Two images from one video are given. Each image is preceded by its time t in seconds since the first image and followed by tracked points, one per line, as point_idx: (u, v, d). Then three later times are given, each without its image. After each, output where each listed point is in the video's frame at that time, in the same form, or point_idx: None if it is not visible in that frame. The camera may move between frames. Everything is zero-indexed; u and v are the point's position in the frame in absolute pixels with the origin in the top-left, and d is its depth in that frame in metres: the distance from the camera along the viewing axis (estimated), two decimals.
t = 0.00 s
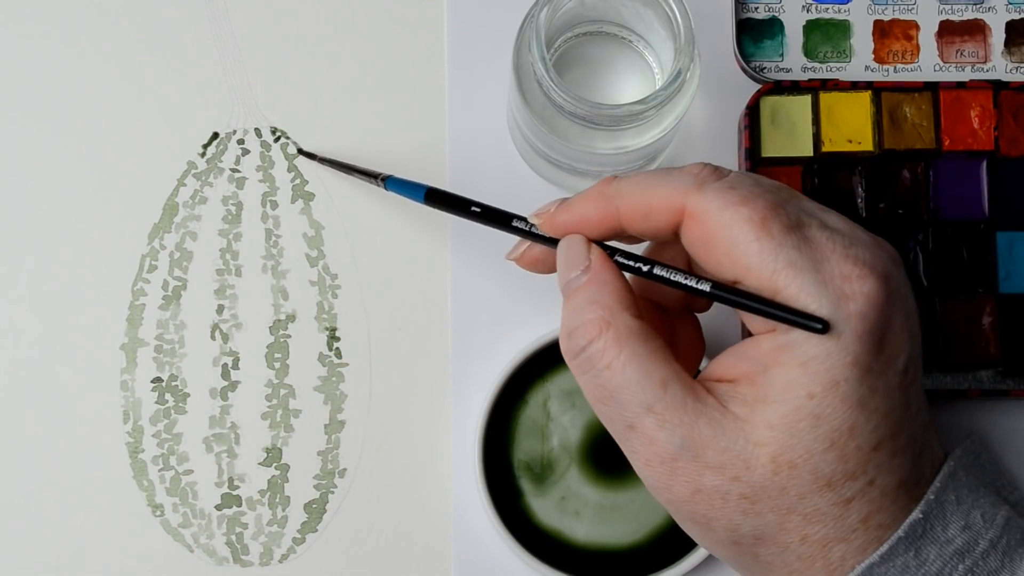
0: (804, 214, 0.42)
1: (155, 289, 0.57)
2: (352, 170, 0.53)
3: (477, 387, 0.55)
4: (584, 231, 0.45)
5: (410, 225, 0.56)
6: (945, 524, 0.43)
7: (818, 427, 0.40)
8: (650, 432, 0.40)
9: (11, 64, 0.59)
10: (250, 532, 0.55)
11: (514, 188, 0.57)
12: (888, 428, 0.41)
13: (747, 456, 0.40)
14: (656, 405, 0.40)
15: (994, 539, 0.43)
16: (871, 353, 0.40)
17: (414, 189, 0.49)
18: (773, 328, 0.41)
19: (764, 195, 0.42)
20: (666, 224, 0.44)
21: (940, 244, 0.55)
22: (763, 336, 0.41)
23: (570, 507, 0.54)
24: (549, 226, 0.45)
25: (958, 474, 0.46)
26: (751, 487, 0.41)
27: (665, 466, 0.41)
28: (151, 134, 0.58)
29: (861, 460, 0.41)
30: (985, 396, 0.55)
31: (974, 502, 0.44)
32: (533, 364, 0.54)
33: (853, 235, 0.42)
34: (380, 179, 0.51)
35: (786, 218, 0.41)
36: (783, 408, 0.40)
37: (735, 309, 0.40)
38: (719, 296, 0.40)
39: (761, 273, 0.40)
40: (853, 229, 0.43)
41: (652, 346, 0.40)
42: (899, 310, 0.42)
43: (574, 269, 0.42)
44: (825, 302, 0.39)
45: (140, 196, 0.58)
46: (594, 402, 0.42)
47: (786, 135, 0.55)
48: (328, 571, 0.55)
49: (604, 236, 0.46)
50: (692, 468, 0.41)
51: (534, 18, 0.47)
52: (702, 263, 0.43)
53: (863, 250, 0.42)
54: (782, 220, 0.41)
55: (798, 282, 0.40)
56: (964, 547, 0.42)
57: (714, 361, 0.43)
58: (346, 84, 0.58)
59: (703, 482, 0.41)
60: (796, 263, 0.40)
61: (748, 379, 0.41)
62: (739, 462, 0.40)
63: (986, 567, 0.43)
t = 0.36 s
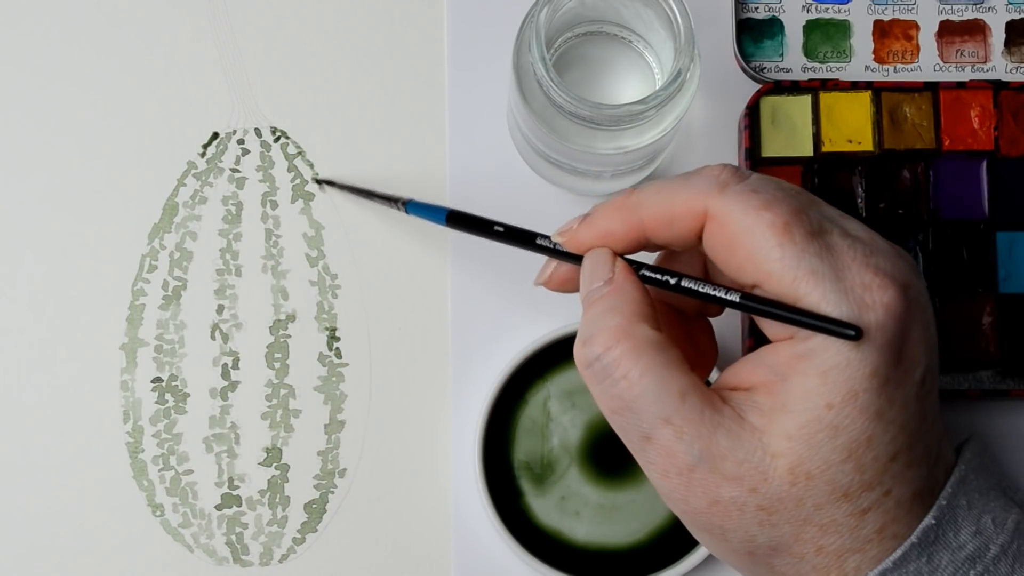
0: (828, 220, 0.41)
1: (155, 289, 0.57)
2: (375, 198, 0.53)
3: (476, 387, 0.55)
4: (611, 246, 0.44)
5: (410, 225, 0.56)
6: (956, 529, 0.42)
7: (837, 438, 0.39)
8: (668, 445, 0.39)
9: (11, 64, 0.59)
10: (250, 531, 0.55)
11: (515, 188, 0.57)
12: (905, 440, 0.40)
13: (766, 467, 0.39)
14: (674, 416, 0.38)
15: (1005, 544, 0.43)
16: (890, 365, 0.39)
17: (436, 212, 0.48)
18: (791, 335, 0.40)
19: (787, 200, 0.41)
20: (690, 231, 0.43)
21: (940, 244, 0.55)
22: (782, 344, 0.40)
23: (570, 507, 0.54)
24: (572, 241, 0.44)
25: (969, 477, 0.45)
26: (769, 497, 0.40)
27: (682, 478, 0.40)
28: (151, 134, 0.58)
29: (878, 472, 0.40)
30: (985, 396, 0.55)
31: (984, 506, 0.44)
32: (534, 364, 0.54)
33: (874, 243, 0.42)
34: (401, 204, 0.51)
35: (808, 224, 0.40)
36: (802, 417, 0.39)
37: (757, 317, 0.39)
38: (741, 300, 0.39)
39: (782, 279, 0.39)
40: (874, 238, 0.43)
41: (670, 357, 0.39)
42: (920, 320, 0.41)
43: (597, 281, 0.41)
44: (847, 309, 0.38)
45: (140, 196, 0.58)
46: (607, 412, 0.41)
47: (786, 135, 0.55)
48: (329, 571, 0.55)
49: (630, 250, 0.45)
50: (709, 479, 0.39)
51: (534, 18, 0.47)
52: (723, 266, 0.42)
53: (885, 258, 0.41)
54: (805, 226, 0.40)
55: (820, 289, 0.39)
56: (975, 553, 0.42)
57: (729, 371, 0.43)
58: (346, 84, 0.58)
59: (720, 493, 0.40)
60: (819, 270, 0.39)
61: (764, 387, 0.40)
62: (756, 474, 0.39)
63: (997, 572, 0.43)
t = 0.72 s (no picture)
0: (841, 226, 0.41)
1: (155, 289, 0.57)
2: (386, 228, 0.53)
3: (477, 387, 0.55)
4: (625, 259, 0.44)
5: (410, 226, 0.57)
6: (967, 534, 0.41)
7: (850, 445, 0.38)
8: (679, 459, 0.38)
9: (10, 64, 0.59)
10: (250, 531, 0.55)
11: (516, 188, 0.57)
12: (919, 447, 0.40)
13: (780, 477, 0.39)
14: (688, 428, 0.38)
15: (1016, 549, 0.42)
16: (905, 374, 0.38)
17: (448, 239, 0.48)
18: (806, 343, 0.39)
19: (800, 206, 0.41)
20: (704, 240, 0.43)
21: (940, 243, 0.55)
22: (796, 352, 0.40)
23: (570, 507, 0.54)
24: (586, 258, 0.44)
25: (979, 481, 0.44)
26: (782, 508, 0.39)
27: (695, 491, 0.39)
28: (151, 134, 0.58)
29: (892, 480, 0.40)
30: (985, 396, 0.55)
31: (995, 510, 0.43)
32: (534, 364, 0.54)
33: (887, 249, 0.41)
34: (412, 234, 0.50)
35: (822, 231, 0.40)
36: (817, 425, 0.38)
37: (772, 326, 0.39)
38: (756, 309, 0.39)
39: (796, 287, 0.39)
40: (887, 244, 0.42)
41: (682, 367, 0.39)
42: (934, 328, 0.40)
43: (610, 295, 0.41)
44: (863, 316, 0.38)
45: (140, 196, 0.58)
46: (618, 427, 0.40)
47: (786, 135, 0.55)
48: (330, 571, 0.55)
49: (644, 261, 0.44)
50: (723, 490, 0.39)
51: (534, 18, 0.47)
52: (739, 275, 0.42)
53: (898, 264, 0.41)
54: (819, 233, 0.40)
55: (835, 297, 0.38)
56: (985, 558, 0.41)
57: (739, 382, 0.42)
58: (346, 84, 0.58)
59: (734, 506, 0.39)
60: (834, 277, 0.38)
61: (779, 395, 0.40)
62: (770, 483, 0.39)
63: None
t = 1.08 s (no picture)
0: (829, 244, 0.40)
1: (155, 289, 0.57)
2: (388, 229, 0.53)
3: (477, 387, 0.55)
4: (613, 276, 0.43)
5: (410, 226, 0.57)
6: (970, 544, 0.41)
7: (835, 468, 0.38)
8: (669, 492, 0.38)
9: (11, 64, 0.59)
10: (250, 532, 0.55)
11: (516, 189, 0.57)
12: (910, 467, 0.39)
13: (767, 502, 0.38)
14: (669, 451, 0.38)
15: (1018, 560, 0.42)
16: (891, 391, 0.38)
17: (452, 243, 0.46)
18: (789, 362, 0.39)
19: (787, 224, 0.40)
20: (691, 256, 0.42)
21: (940, 244, 0.55)
22: (781, 371, 0.39)
23: (570, 507, 0.54)
24: (571, 270, 0.42)
25: (984, 489, 0.44)
26: (771, 528, 0.39)
27: (681, 511, 0.39)
28: (151, 134, 0.58)
29: (883, 499, 0.39)
30: (985, 396, 0.55)
31: (998, 520, 0.43)
32: (534, 365, 0.54)
33: (876, 265, 0.41)
34: (418, 235, 0.49)
35: (809, 250, 0.39)
36: (802, 446, 0.38)
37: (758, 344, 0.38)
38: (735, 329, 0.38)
39: (780, 307, 0.38)
40: (874, 259, 0.41)
41: (661, 390, 0.38)
42: (921, 341, 0.39)
43: (590, 315, 0.40)
44: (845, 339, 0.37)
45: (141, 196, 0.58)
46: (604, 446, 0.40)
47: (786, 135, 0.55)
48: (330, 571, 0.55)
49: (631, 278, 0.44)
50: (709, 513, 0.38)
51: (534, 18, 0.47)
52: (724, 293, 0.41)
53: (885, 279, 0.40)
54: (805, 252, 0.39)
55: (819, 317, 0.38)
56: (988, 567, 0.41)
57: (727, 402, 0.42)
58: (346, 84, 0.58)
59: (722, 527, 0.39)
60: (818, 297, 0.38)
61: (765, 417, 0.39)
62: (757, 504, 0.38)
63: None
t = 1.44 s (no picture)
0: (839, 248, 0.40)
1: (155, 289, 0.57)
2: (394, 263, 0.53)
3: (477, 387, 0.55)
4: (626, 290, 0.43)
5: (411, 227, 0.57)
6: (974, 546, 0.41)
7: (845, 474, 0.38)
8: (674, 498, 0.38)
9: (11, 64, 0.59)
10: (250, 531, 0.55)
11: (516, 189, 0.57)
12: (917, 471, 0.39)
13: (776, 508, 0.38)
14: (677, 462, 0.37)
15: (1022, 561, 0.42)
16: (899, 397, 0.38)
17: (465, 275, 0.46)
18: (800, 366, 0.39)
19: (795, 228, 0.40)
20: (702, 265, 0.42)
21: (940, 244, 0.55)
22: (791, 377, 0.39)
23: (570, 507, 0.54)
24: (584, 290, 0.43)
25: (988, 491, 0.43)
26: (778, 536, 0.38)
27: (689, 523, 0.39)
28: (151, 134, 0.58)
29: (890, 504, 0.39)
30: (985, 396, 0.55)
31: (1002, 521, 0.42)
32: (534, 365, 0.54)
33: (885, 268, 0.41)
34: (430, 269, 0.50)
35: (817, 253, 0.39)
36: (810, 452, 0.37)
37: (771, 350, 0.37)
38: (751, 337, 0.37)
39: (789, 311, 0.38)
40: (882, 263, 0.41)
41: (667, 401, 0.38)
42: (930, 344, 0.39)
43: (601, 329, 0.40)
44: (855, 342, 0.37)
45: (140, 196, 0.58)
46: (609, 459, 0.40)
47: (786, 135, 0.55)
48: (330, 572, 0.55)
49: (644, 291, 0.44)
50: (717, 524, 0.38)
51: (534, 18, 0.47)
52: (735, 298, 0.41)
53: (894, 281, 0.40)
54: (813, 255, 0.39)
55: (829, 321, 0.38)
56: (993, 570, 0.41)
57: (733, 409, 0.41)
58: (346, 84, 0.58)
59: (730, 536, 0.39)
60: (828, 301, 0.38)
61: (771, 422, 0.39)
62: (765, 512, 0.38)
63: None
